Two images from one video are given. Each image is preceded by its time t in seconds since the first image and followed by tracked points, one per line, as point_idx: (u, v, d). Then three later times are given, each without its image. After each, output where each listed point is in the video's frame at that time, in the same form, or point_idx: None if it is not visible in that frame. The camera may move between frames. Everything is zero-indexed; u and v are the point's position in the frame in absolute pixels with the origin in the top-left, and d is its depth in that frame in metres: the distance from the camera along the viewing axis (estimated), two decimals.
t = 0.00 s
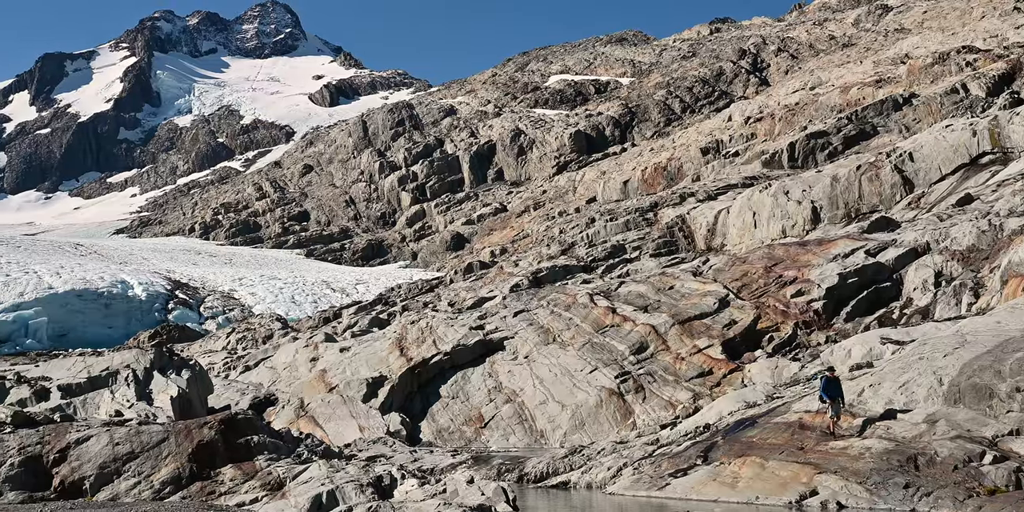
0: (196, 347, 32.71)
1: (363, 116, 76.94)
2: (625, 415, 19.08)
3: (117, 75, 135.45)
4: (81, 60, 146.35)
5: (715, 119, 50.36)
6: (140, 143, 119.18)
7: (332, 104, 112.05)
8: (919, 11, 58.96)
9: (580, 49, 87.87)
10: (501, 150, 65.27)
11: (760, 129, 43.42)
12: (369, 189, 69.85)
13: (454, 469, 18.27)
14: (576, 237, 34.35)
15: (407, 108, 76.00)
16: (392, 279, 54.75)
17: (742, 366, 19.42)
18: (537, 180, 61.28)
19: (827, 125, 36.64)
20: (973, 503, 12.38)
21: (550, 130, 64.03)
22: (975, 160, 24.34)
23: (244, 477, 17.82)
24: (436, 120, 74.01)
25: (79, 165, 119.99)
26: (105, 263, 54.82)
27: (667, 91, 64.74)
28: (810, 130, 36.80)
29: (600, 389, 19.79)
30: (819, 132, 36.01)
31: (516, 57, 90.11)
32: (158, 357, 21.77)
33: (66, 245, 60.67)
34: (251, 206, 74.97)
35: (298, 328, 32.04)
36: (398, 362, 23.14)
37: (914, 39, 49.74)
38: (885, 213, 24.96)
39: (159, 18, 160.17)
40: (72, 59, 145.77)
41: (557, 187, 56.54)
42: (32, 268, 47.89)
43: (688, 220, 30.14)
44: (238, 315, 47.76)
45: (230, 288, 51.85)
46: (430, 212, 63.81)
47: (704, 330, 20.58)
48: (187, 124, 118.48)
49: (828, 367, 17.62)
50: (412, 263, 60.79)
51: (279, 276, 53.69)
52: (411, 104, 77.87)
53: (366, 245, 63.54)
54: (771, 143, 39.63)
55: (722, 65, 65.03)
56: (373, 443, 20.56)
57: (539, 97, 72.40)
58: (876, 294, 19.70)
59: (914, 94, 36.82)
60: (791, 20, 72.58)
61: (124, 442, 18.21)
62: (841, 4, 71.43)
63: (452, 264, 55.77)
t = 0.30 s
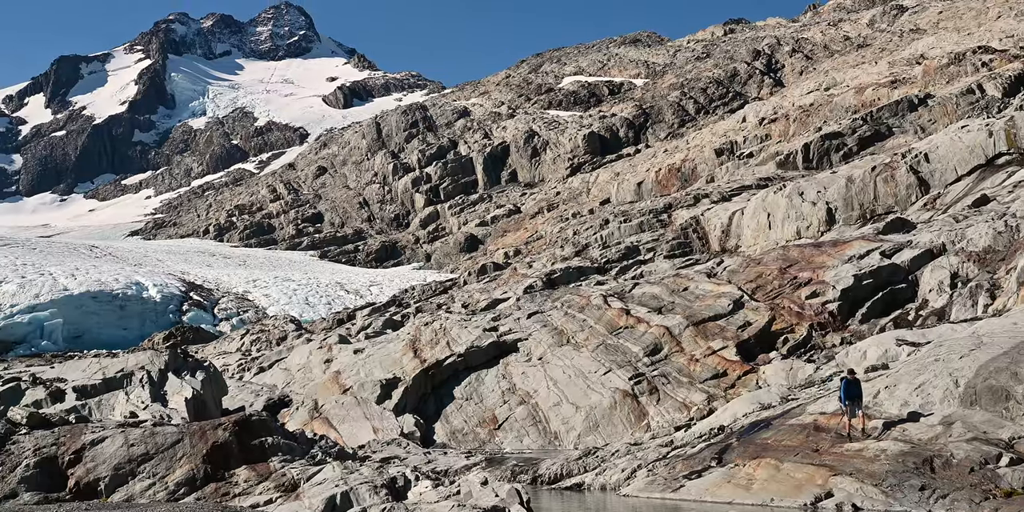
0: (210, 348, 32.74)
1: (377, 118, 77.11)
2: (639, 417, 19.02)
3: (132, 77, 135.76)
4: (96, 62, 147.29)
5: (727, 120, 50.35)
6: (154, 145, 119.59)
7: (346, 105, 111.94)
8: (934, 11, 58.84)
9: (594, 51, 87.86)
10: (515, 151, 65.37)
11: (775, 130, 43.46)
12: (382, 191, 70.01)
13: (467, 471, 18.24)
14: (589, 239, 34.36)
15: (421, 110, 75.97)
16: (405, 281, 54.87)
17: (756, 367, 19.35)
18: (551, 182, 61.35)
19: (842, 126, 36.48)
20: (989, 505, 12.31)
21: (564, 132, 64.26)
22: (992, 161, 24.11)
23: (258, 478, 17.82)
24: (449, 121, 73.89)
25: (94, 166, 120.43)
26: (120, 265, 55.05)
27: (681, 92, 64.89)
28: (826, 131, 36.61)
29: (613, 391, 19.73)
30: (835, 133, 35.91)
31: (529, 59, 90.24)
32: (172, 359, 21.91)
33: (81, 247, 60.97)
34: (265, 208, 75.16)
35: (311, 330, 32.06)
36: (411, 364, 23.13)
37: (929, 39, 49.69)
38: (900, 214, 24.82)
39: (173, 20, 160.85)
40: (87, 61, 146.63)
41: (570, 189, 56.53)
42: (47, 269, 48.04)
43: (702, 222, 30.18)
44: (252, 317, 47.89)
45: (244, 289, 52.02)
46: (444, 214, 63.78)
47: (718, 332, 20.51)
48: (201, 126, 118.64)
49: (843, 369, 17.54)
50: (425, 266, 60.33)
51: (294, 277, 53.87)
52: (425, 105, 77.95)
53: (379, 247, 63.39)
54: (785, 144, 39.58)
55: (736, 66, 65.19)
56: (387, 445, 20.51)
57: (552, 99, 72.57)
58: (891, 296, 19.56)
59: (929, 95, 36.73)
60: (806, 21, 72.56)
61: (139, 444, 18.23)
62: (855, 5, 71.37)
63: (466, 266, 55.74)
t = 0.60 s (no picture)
0: (226, 350, 32.72)
1: (391, 120, 77.33)
2: (654, 419, 18.97)
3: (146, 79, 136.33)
4: (111, 64, 148.22)
5: (742, 121, 50.41)
6: (170, 147, 119.64)
7: (361, 107, 112.06)
8: (949, 11, 58.78)
9: (608, 52, 87.85)
10: (529, 153, 65.54)
11: (789, 130, 43.53)
12: (396, 192, 70.16)
13: (482, 472, 18.20)
14: (603, 240, 34.37)
15: (435, 112, 76.38)
16: (420, 282, 55.03)
17: (771, 369, 19.30)
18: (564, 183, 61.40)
19: (857, 127, 36.36)
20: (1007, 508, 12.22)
21: (578, 133, 64.40)
22: (1008, 162, 24.06)
23: (273, 479, 17.82)
24: (463, 123, 74.20)
25: (109, 168, 120.13)
26: (136, 266, 55.28)
27: (695, 94, 64.99)
28: (840, 132, 36.37)
29: (628, 392, 19.70)
30: (849, 133, 35.62)
31: (543, 60, 90.36)
32: (187, 360, 21.96)
33: (97, 248, 61.24)
34: (280, 209, 75.36)
35: (326, 331, 32.06)
36: (426, 365, 23.12)
37: (945, 40, 49.67)
38: (916, 215, 24.72)
39: (187, 22, 161.44)
40: (102, 64, 147.49)
41: (584, 190, 56.75)
42: (63, 271, 48.19)
43: (717, 222, 30.16)
44: (267, 318, 48.04)
45: (259, 291, 52.21)
46: (458, 215, 63.84)
47: (734, 333, 20.45)
48: (216, 128, 119.29)
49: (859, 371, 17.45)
50: (439, 267, 60.41)
51: (308, 278, 54.02)
52: (439, 107, 78.31)
53: (393, 248, 63.43)
54: (801, 145, 39.56)
55: (751, 67, 65.51)
56: (401, 446, 20.46)
57: (566, 100, 72.86)
58: (907, 297, 19.48)
59: (944, 95, 36.67)
60: (821, 21, 72.64)
61: (154, 445, 18.28)
62: (870, 5, 71.37)
63: (481, 267, 55.76)
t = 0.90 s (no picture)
0: (244, 351, 32.82)
1: (407, 122, 77.57)
2: (671, 420, 18.91)
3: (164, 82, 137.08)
4: (128, 67, 149.19)
5: (760, 122, 50.48)
6: (186, 149, 120.39)
7: (377, 110, 112.25)
8: (968, 11, 58.58)
9: (625, 53, 87.91)
10: (545, 154, 65.54)
11: (807, 131, 43.55)
12: (413, 194, 70.40)
13: (499, 474, 18.16)
14: (620, 242, 34.35)
15: (452, 113, 76.85)
16: (436, 283, 55.12)
17: (789, 370, 19.24)
18: (581, 185, 61.51)
19: (875, 128, 36.17)
20: None
21: (595, 134, 64.36)
22: None
23: (290, 481, 17.81)
24: (480, 124, 74.51)
25: (126, 170, 121.76)
26: (153, 268, 55.65)
27: (712, 94, 65.00)
28: (858, 133, 36.28)
29: (645, 394, 19.63)
30: (868, 134, 35.56)
31: (560, 61, 90.53)
32: (205, 361, 21.95)
33: (114, 250, 61.73)
34: (297, 211, 75.64)
35: (342, 333, 32.08)
36: (442, 367, 23.13)
37: (964, 40, 49.46)
38: (934, 216, 24.58)
39: (204, 24, 162.11)
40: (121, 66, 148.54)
41: (601, 191, 56.91)
42: (81, 273, 48.48)
43: (735, 223, 30.10)
44: (284, 319, 48.20)
45: (275, 293, 52.32)
46: (474, 217, 64.05)
47: (751, 335, 20.38)
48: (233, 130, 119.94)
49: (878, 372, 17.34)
50: (456, 268, 60.84)
51: (324, 280, 54.14)
52: (455, 108, 78.84)
53: (410, 250, 63.89)
54: (818, 146, 39.51)
55: (768, 68, 65.25)
56: (418, 448, 20.41)
57: (583, 101, 73.31)
58: (926, 298, 19.38)
59: (963, 96, 36.56)
60: (840, 21, 72.45)
61: (172, 446, 18.33)
62: (888, 5, 71.21)
63: (497, 269, 55.85)
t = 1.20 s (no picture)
0: (261, 353, 32.94)
1: (423, 123, 77.75)
2: (688, 422, 18.85)
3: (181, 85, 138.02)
4: (145, 70, 150.13)
5: (778, 123, 50.55)
6: (203, 152, 121.48)
7: (393, 111, 114.11)
8: (987, 11, 58.49)
9: (641, 54, 87.95)
10: (561, 156, 65.48)
11: (824, 131, 43.53)
12: (429, 196, 70.62)
13: (515, 476, 18.12)
14: (636, 243, 34.30)
15: (467, 115, 76.99)
16: (453, 285, 55.25)
17: (807, 372, 19.16)
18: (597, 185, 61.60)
19: (893, 128, 36.17)
20: None
21: (611, 136, 64.39)
22: None
23: (307, 482, 17.77)
24: (496, 126, 74.65)
25: (144, 173, 122.10)
26: (172, 270, 56.12)
27: (729, 95, 65.17)
28: (876, 133, 36.33)
29: (662, 396, 19.59)
30: (885, 134, 35.58)
31: (576, 63, 90.70)
32: (222, 363, 21.74)
33: (133, 252, 62.32)
34: (313, 213, 75.94)
35: (359, 335, 32.07)
36: (458, 369, 23.13)
37: (982, 39, 49.27)
38: (953, 216, 24.44)
39: (221, 27, 163.03)
40: (138, 69, 149.57)
41: (617, 193, 57.00)
42: (99, 275, 49.11)
43: (752, 225, 29.95)
44: (301, 321, 48.30)
45: (292, 294, 52.50)
46: (491, 218, 64.37)
47: (768, 336, 20.32)
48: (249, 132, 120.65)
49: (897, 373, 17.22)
50: (472, 270, 60.65)
51: (341, 282, 54.31)
52: (471, 110, 78.95)
53: (427, 251, 63.85)
54: (836, 146, 39.46)
55: (785, 69, 65.48)
56: (435, 449, 20.37)
57: (599, 103, 73.52)
58: (944, 300, 19.29)
59: (982, 96, 36.52)
60: (857, 21, 72.56)
61: (189, 447, 18.36)
62: (906, 5, 71.11)
63: (513, 270, 55.99)
